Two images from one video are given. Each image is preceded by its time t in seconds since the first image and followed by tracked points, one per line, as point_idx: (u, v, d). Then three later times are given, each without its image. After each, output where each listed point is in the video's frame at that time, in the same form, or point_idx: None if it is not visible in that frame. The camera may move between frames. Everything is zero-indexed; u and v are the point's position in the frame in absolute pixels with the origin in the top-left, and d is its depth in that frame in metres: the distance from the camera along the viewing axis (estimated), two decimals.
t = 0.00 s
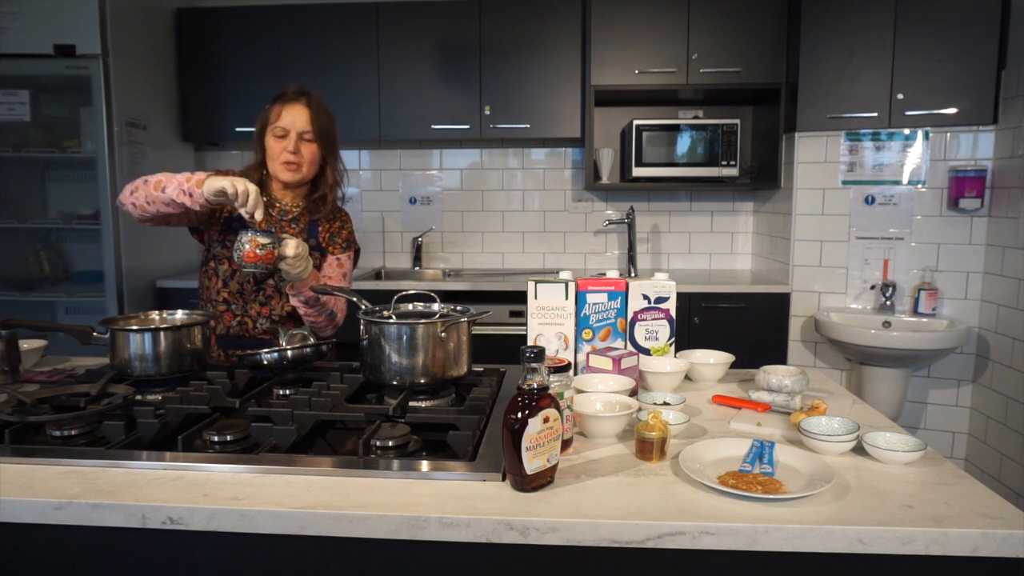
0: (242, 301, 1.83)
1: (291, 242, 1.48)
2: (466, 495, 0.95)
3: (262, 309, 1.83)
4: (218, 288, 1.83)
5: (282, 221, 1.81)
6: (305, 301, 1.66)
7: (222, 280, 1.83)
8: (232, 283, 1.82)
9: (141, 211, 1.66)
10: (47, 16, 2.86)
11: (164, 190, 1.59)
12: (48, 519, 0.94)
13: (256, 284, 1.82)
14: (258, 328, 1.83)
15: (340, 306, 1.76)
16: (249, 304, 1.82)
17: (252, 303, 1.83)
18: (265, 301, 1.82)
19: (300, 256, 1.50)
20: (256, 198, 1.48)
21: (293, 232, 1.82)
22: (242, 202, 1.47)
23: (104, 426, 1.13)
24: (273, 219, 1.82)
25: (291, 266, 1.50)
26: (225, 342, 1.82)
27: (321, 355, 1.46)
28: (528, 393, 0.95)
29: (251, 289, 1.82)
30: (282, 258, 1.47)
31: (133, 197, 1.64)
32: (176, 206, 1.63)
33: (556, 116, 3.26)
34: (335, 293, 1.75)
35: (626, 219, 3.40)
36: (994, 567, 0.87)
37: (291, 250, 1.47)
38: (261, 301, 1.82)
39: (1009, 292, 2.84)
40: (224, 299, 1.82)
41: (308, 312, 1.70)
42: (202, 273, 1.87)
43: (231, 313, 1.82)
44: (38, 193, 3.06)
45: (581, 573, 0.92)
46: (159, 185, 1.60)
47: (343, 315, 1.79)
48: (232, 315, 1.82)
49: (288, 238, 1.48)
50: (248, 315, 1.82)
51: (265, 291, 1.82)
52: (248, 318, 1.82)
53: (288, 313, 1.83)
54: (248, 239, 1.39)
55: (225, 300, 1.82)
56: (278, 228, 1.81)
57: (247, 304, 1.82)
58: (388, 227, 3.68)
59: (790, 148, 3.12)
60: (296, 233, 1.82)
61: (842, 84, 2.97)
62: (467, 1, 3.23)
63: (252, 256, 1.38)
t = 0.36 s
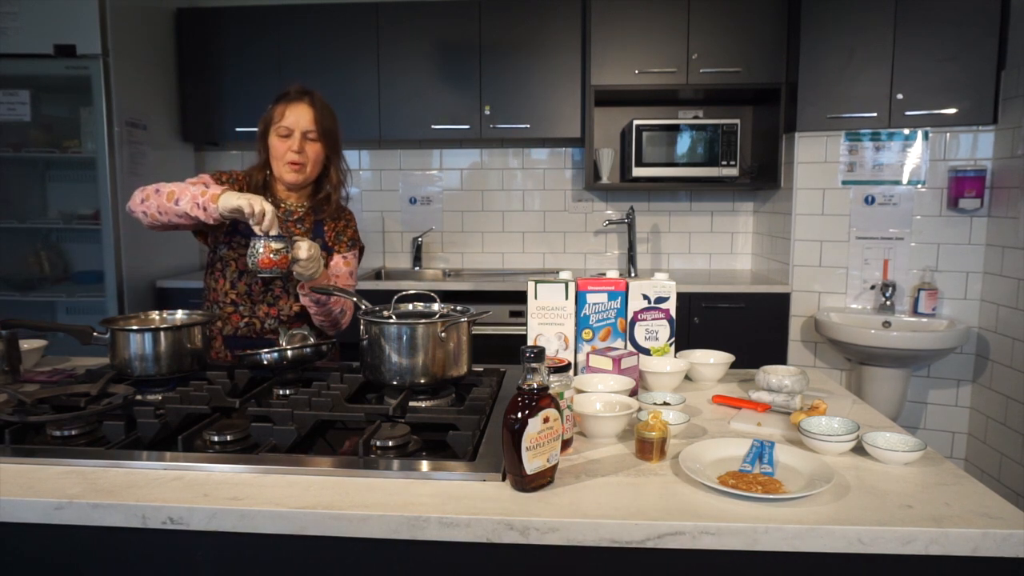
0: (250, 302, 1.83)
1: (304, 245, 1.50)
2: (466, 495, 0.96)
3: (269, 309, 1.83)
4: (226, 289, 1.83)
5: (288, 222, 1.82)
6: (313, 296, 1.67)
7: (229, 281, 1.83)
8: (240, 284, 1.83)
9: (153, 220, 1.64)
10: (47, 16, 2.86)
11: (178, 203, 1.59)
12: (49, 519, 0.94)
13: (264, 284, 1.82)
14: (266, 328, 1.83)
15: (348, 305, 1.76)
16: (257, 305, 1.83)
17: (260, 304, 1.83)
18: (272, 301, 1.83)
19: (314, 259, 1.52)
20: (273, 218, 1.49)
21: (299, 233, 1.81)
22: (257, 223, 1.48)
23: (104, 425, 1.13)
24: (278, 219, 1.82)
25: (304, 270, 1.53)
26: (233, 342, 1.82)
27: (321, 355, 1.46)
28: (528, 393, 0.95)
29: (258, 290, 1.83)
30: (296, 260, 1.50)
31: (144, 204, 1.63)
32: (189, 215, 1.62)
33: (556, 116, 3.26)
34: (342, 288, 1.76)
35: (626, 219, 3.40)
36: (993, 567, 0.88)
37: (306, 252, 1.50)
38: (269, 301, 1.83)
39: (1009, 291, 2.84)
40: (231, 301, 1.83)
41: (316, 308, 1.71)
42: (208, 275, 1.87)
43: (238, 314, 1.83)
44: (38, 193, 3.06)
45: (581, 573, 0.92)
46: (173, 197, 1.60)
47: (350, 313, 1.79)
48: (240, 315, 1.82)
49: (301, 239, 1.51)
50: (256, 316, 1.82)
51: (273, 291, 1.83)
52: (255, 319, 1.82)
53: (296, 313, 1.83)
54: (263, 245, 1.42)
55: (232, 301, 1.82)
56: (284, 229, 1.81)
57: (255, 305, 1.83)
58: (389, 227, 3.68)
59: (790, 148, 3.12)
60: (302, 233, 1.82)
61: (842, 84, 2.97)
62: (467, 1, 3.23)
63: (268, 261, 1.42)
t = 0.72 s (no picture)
0: (255, 303, 1.83)
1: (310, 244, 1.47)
2: (466, 495, 0.95)
3: (274, 310, 1.83)
4: (230, 289, 1.83)
5: (292, 222, 1.82)
6: (317, 295, 1.67)
7: (233, 282, 1.83)
8: (244, 285, 1.82)
9: (136, 217, 1.66)
10: (47, 16, 2.86)
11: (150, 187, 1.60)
12: (48, 519, 0.94)
13: (268, 285, 1.82)
14: (270, 329, 1.83)
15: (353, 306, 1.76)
16: (262, 306, 1.83)
17: (264, 304, 1.83)
18: (277, 302, 1.83)
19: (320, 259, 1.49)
20: (230, 159, 1.40)
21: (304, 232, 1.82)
22: (219, 168, 1.40)
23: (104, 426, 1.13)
24: (282, 219, 1.82)
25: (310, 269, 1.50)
26: (237, 342, 1.81)
27: (321, 355, 1.46)
28: (528, 393, 0.95)
29: (263, 290, 1.82)
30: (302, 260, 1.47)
31: (127, 204, 1.66)
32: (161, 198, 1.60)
33: (556, 116, 3.26)
34: (346, 288, 1.75)
35: (626, 219, 3.40)
36: (994, 567, 0.87)
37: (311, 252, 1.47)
38: (274, 302, 1.83)
39: (1009, 291, 2.84)
40: (236, 301, 1.82)
41: (319, 307, 1.70)
42: (211, 275, 1.86)
43: (243, 314, 1.82)
44: (38, 193, 3.06)
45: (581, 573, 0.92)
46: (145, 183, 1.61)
47: (354, 314, 1.78)
48: (245, 316, 1.82)
49: (308, 239, 1.48)
50: (260, 316, 1.82)
51: (277, 292, 1.82)
52: (260, 319, 1.82)
53: (301, 313, 1.83)
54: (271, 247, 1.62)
55: (237, 302, 1.82)
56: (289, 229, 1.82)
57: (260, 306, 1.82)
58: (389, 227, 3.68)
59: (790, 148, 3.11)
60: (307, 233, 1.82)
61: (842, 84, 2.97)
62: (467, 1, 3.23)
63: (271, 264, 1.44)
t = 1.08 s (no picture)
0: (255, 300, 1.83)
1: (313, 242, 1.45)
2: (466, 496, 0.96)
3: (275, 307, 1.83)
4: (230, 287, 1.84)
5: (291, 218, 1.83)
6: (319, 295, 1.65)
7: (233, 280, 1.83)
8: (244, 282, 1.83)
9: (150, 261, 1.86)
10: (47, 16, 2.86)
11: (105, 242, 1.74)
12: (48, 519, 0.94)
13: (268, 282, 1.82)
14: (272, 326, 1.83)
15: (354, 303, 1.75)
16: (262, 303, 1.83)
17: (264, 301, 1.83)
18: (277, 299, 1.83)
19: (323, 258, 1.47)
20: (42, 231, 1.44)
21: (303, 230, 1.82)
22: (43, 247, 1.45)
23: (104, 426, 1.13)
24: (280, 217, 1.83)
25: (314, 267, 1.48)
26: (240, 340, 1.83)
27: (321, 355, 1.46)
28: (528, 393, 0.95)
29: (263, 287, 1.82)
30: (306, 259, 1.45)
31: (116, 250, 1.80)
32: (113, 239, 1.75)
33: (556, 116, 3.26)
34: (350, 287, 1.72)
35: (626, 219, 3.40)
36: (993, 567, 0.87)
37: (314, 251, 1.45)
38: (274, 299, 1.83)
39: (1009, 291, 2.84)
40: (236, 299, 1.83)
41: (321, 306, 1.70)
42: (211, 274, 1.87)
43: (244, 312, 1.83)
44: (38, 193, 3.06)
45: (581, 573, 0.92)
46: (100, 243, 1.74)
47: (355, 311, 1.77)
48: (246, 313, 1.83)
49: (310, 238, 1.46)
50: (261, 314, 1.83)
51: (277, 289, 1.82)
52: (261, 316, 1.83)
53: (301, 311, 1.83)
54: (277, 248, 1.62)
55: (237, 299, 1.83)
56: (288, 226, 1.83)
57: (260, 303, 1.83)
58: (389, 227, 3.68)
59: (790, 148, 3.12)
60: (306, 230, 1.82)
61: (841, 85, 2.97)
62: (467, 1, 3.23)
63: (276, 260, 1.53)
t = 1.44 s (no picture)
0: (241, 300, 1.83)
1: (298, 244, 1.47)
2: (467, 495, 0.95)
3: (261, 306, 1.83)
4: (215, 289, 1.83)
5: (273, 218, 1.83)
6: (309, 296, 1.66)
7: (218, 281, 1.83)
8: (229, 283, 1.83)
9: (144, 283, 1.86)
10: (47, 16, 2.86)
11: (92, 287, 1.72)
12: (48, 519, 0.94)
13: (254, 282, 1.82)
14: (259, 326, 1.84)
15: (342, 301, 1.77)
16: (249, 303, 1.83)
17: (251, 301, 1.83)
18: (264, 299, 1.83)
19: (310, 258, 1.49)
20: None
21: (287, 229, 1.83)
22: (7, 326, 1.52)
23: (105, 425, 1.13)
24: (263, 216, 1.83)
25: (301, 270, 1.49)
26: (228, 342, 1.82)
27: (321, 355, 1.47)
28: (528, 393, 0.95)
29: (249, 287, 1.82)
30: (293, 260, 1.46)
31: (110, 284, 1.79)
32: (93, 280, 1.73)
33: (556, 116, 3.26)
34: (338, 285, 1.76)
35: (626, 219, 3.40)
36: (994, 567, 0.87)
37: (301, 252, 1.47)
38: (261, 298, 1.83)
39: (1009, 291, 2.84)
40: (223, 300, 1.83)
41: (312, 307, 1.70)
42: (194, 277, 1.86)
43: (231, 313, 1.83)
44: (38, 193, 3.06)
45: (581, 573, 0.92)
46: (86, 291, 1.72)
47: (344, 307, 1.79)
48: (233, 314, 1.83)
49: (296, 240, 1.48)
50: (248, 314, 1.83)
51: (263, 288, 1.82)
52: (248, 316, 1.83)
53: (288, 309, 1.84)
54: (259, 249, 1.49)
55: (223, 301, 1.83)
56: (271, 225, 1.83)
57: (247, 303, 1.83)
58: (389, 227, 3.68)
59: (790, 148, 3.11)
60: (290, 229, 1.83)
61: (842, 85, 2.97)
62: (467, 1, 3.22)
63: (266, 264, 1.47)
